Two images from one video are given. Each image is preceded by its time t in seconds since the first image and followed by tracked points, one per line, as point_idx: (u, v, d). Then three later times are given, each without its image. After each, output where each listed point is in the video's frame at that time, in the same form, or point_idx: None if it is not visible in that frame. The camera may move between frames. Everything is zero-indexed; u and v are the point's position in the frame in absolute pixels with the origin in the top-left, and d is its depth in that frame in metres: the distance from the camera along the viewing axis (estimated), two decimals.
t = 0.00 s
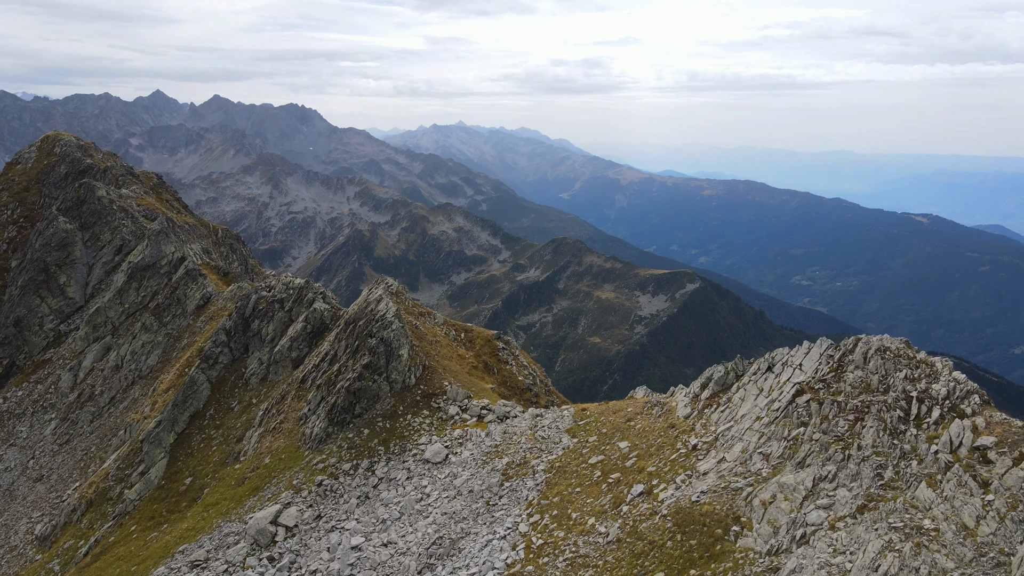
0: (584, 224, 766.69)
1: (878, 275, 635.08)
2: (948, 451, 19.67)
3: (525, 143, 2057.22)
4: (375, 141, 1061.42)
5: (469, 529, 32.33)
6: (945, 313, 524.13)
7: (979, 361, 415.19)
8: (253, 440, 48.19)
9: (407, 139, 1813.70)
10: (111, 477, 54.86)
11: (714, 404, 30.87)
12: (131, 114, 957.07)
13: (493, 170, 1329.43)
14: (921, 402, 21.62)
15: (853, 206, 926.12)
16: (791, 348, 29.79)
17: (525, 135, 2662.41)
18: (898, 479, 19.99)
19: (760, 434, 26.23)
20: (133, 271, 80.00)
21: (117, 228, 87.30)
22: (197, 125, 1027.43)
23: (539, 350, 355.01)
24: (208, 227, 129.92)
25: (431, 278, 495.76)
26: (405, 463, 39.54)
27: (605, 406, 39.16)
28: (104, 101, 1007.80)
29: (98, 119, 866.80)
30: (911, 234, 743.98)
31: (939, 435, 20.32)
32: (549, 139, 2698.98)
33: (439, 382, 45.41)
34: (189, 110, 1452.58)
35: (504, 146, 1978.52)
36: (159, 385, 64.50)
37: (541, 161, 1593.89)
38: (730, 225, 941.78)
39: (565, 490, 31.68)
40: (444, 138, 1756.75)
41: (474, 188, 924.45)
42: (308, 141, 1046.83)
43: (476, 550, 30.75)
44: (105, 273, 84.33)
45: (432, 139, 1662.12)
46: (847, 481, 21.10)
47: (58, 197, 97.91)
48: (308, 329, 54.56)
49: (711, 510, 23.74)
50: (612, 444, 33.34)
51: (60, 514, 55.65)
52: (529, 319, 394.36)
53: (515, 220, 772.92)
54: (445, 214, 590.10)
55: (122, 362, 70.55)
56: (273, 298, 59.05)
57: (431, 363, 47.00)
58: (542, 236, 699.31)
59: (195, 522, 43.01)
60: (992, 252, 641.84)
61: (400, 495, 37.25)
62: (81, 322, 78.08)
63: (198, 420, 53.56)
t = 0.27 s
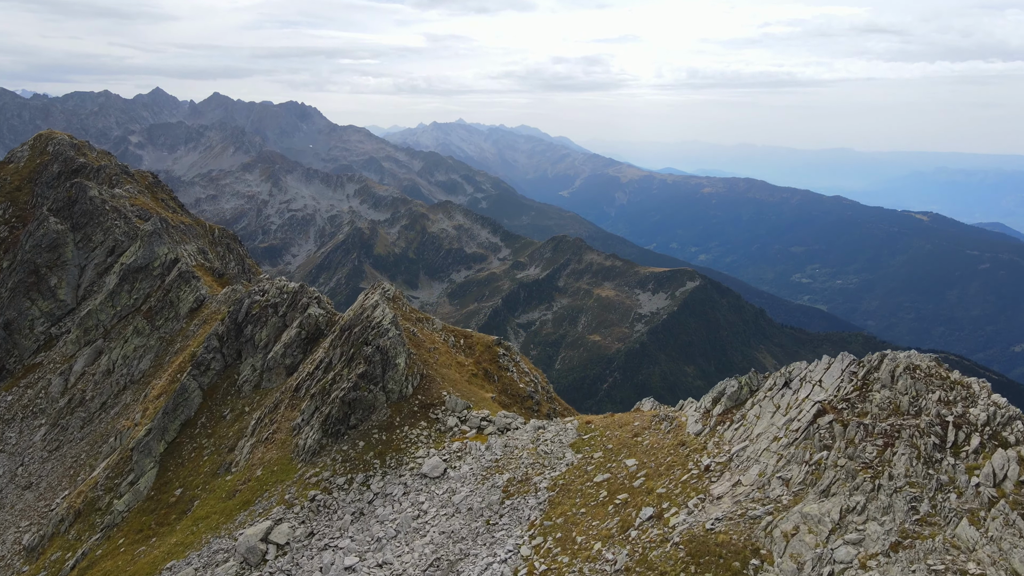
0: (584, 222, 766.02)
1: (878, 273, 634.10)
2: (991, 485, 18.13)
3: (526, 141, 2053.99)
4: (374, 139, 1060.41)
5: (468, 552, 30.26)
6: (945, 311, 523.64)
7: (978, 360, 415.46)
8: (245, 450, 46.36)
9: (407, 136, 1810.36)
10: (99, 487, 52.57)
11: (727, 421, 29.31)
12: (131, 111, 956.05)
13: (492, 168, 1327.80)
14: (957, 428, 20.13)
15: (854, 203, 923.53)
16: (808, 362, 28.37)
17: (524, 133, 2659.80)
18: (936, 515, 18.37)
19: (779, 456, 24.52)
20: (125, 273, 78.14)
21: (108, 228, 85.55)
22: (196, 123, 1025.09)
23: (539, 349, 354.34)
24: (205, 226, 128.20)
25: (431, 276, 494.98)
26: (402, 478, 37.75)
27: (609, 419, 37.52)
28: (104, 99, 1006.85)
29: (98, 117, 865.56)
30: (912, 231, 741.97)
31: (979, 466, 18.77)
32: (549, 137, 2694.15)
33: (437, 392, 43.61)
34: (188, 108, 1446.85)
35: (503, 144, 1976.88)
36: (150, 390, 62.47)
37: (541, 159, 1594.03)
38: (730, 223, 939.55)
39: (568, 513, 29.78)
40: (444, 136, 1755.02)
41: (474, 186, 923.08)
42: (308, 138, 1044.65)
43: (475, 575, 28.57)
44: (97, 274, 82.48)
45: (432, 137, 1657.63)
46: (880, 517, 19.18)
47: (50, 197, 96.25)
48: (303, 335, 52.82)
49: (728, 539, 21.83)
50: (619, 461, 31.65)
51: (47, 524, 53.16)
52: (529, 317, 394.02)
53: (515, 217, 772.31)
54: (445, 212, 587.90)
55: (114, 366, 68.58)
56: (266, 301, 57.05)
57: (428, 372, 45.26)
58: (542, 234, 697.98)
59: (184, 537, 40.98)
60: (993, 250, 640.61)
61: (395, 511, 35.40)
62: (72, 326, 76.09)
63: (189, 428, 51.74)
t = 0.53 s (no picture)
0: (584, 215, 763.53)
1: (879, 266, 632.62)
2: None
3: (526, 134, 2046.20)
4: (374, 132, 1055.78)
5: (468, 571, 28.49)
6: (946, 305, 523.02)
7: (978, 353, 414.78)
8: (237, 457, 44.74)
9: (406, 129, 1802.13)
10: (88, 493, 50.92)
11: (740, 436, 27.71)
12: (130, 105, 951.55)
13: (493, 161, 1322.07)
14: (1000, 456, 18.57)
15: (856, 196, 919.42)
16: (828, 375, 26.82)
17: (525, 126, 2648.95)
18: (981, 552, 16.68)
19: (799, 477, 22.82)
20: (117, 271, 76.34)
21: (101, 225, 83.72)
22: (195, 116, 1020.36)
23: (540, 343, 353.80)
24: (201, 222, 126.34)
25: (431, 269, 493.82)
26: (398, 489, 36.09)
27: (615, 430, 35.80)
28: (103, 92, 1002.44)
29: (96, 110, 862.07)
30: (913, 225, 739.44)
31: None
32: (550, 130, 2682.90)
33: (435, 400, 41.99)
34: (187, 101, 1439.52)
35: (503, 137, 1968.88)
36: (141, 393, 60.81)
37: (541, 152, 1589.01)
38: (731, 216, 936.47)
39: (574, 531, 28.07)
40: (444, 129, 1746.66)
41: (474, 179, 919.49)
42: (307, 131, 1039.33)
43: None
44: (89, 272, 80.75)
45: (432, 130, 1650.79)
46: (917, 550, 17.57)
47: (41, 193, 94.39)
48: (297, 338, 51.19)
49: (747, 570, 20.05)
50: (626, 476, 30.00)
51: (35, 531, 51.44)
52: (529, 311, 393.02)
53: (515, 211, 769.80)
54: (444, 205, 585.31)
55: (105, 367, 67.02)
56: (259, 302, 55.22)
57: (426, 378, 43.64)
58: (542, 227, 695.64)
59: (172, 549, 39.28)
60: (994, 243, 638.69)
61: (391, 524, 33.67)
62: (63, 325, 74.30)
63: (180, 433, 50.05)
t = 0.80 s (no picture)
0: (584, 206, 760.67)
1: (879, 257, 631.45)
2: None
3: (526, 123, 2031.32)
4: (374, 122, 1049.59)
5: None
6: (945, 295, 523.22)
7: (977, 343, 414.39)
8: (227, 462, 43.23)
9: (406, 119, 1790.86)
10: (76, 496, 49.53)
11: (755, 449, 26.07)
12: (128, 94, 945.68)
13: (493, 151, 1315.43)
14: None
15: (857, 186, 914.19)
16: (848, 386, 25.17)
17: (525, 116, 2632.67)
18: None
19: (822, 498, 21.16)
20: (108, 265, 74.54)
21: (92, 219, 81.93)
22: (194, 106, 1014.11)
23: (540, 333, 353.26)
24: (196, 213, 124.06)
25: (431, 259, 492.27)
26: (393, 498, 34.53)
27: (620, 438, 34.19)
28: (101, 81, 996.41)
29: (94, 99, 856.69)
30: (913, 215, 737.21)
31: None
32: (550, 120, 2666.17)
33: (432, 404, 40.38)
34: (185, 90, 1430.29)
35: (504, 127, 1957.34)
36: (132, 392, 59.23)
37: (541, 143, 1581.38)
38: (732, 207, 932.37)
39: (578, 549, 26.33)
40: (444, 119, 1734.44)
41: (474, 170, 915.29)
42: (306, 120, 1032.73)
43: None
44: (81, 267, 79.00)
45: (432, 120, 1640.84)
46: None
47: (31, 184, 92.53)
48: (290, 337, 49.55)
49: None
50: (634, 490, 28.33)
51: (22, 534, 50.09)
52: (529, 302, 392.14)
53: (515, 201, 767.09)
54: (445, 195, 582.38)
55: (96, 364, 65.49)
56: (251, 301, 53.57)
57: (423, 381, 42.03)
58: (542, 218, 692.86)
59: (158, 558, 37.78)
60: (995, 233, 637.47)
61: (385, 537, 31.94)
62: (53, 320, 72.59)
63: (170, 436, 48.51)
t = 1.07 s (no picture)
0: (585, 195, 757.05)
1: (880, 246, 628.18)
2: None
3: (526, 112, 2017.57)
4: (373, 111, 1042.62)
5: None
6: (945, 285, 522.17)
7: (977, 332, 413.24)
8: (217, 465, 41.81)
9: (406, 108, 1778.57)
10: (65, 498, 48.23)
11: (769, 465, 24.47)
12: (127, 83, 939.52)
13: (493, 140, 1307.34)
14: None
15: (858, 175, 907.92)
16: (870, 399, 23.57)
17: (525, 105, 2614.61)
18: None
19: (846, 524, 19.54)
20: (99, 259, 72.78)
21: (83, 211, 80.14)
22: (193, 94, 1006.80)
23: (540, 323, 352.83)
24: (192, 204, 122.13)
25: (431, 249, 490.74)
26: (387, 509, 32.97)
27: (625, 446, 32.63)
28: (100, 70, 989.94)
29: (93, 88, 850.73)
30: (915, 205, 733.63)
31: None
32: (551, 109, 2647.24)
33: (428, 408, 38.84)
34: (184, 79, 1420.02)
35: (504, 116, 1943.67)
36: (122, 390, 57.69)
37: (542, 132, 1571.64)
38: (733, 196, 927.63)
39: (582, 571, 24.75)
40: (444, 107, 1722.06)
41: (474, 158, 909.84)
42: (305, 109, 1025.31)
43: None
44: (71, 261, 77.23)
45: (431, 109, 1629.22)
46: None
47: (20, 176, 90.64)
48: (282, 337, 48.11)
49: None
50: (640, 505, 26.75)
51: (8, 538, 48.77)
52: (529, 291, 391.08)
53: (515, 189, 763.67)
54: (445, 185, 578.69)
55: (86, 361, 64.01)
56: (243, 298, 51.99)
57: (418, 384, 40.48)
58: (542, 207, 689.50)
59: (143, 567, 36.29)
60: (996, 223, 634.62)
61: (379, 549, 30.40)
62: (42, 316, 70.93)
63: (159, 438, 47.12)
